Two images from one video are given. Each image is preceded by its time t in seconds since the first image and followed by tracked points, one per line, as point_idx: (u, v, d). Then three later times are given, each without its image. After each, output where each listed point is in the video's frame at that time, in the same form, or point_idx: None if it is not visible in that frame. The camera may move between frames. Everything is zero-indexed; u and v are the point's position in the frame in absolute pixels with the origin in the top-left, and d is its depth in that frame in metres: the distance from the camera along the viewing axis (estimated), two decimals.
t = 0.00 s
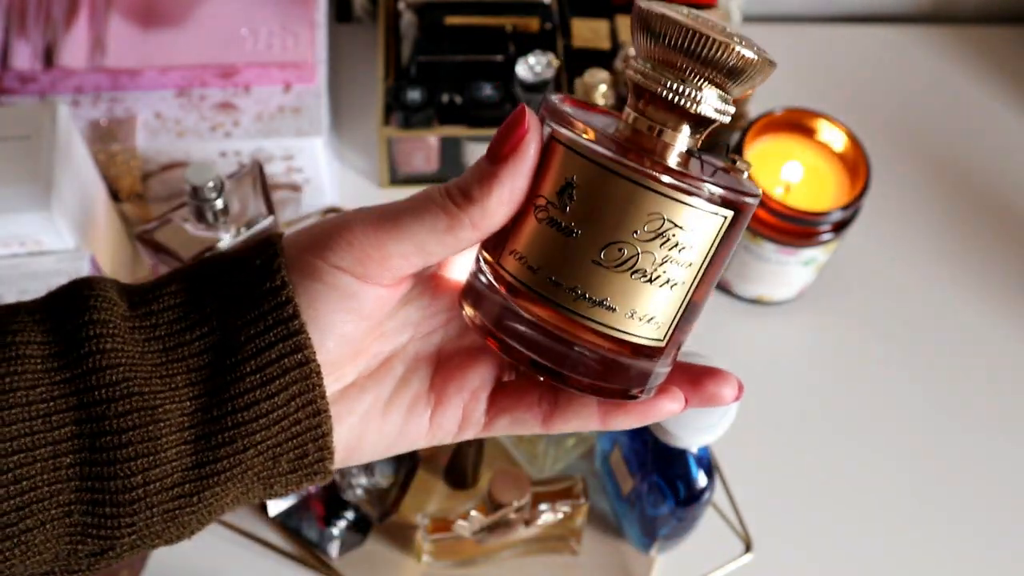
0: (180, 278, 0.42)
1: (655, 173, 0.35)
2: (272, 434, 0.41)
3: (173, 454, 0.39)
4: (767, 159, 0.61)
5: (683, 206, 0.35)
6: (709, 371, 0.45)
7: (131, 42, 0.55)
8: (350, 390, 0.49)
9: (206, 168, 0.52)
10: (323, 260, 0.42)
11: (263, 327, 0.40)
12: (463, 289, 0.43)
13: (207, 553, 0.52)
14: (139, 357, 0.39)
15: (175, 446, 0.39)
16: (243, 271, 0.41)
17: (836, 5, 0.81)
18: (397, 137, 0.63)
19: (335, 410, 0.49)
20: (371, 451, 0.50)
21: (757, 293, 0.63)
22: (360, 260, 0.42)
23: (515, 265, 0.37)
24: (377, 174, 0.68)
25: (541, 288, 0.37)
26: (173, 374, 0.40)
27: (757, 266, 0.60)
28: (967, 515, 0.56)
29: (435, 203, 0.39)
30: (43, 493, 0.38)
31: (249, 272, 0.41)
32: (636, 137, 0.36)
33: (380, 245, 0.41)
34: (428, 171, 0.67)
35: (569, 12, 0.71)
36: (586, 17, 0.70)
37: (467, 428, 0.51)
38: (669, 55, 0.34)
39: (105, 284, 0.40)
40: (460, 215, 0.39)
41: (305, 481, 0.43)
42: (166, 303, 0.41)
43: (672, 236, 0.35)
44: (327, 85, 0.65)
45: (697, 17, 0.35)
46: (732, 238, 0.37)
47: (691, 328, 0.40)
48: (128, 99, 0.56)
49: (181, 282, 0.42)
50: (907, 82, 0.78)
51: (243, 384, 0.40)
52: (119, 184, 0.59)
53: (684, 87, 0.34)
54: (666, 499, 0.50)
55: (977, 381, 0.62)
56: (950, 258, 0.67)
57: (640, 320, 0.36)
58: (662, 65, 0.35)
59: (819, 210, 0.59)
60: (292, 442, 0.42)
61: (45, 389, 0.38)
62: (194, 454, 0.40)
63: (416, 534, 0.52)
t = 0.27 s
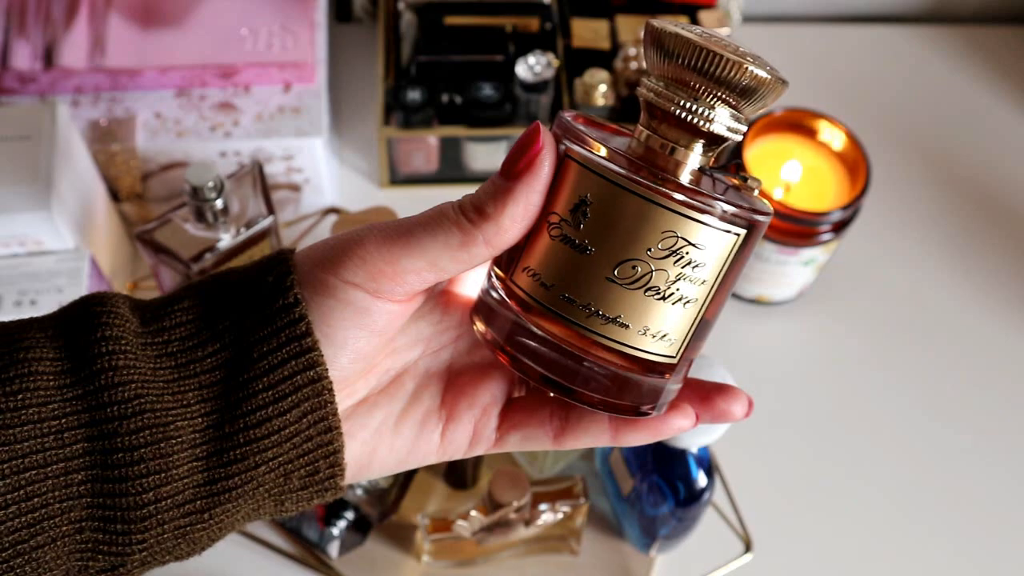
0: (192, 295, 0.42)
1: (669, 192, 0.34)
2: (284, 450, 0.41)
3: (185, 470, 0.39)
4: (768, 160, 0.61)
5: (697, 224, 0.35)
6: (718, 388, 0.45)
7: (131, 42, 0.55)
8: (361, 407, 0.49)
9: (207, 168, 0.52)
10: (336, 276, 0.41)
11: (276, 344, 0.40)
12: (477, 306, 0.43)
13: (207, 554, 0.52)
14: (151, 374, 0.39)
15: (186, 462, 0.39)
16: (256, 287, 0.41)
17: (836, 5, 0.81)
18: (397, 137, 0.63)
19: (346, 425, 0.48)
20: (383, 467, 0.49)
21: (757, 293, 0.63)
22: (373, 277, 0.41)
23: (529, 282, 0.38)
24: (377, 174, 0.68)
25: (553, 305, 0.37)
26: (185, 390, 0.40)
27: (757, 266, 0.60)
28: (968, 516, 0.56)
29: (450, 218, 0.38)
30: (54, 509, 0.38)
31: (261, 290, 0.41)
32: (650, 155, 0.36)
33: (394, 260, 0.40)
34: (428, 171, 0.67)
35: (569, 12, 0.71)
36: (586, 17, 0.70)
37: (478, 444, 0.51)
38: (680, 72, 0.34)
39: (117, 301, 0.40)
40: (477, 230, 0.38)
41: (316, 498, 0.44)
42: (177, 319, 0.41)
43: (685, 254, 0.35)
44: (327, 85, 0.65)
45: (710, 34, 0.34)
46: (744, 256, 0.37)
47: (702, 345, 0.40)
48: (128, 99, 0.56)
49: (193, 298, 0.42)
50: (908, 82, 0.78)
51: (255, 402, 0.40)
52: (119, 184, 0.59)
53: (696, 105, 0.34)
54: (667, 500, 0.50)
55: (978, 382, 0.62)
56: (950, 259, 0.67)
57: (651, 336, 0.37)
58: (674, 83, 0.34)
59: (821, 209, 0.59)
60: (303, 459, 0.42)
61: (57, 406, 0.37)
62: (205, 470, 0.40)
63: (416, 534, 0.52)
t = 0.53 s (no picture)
0: (190, 288, 0.42)
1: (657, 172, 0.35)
2: (282, 441, 0.41)
3: (184, 461, 0.39)
4: (768, 159, 0.61)
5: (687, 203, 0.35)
6: (712, 373, 0.46)
7: (131, 41, 0.55)
8: (358, 399, 0.49)
9: (206, 168, 0.52)
10: (330, 267, 0.41)
11: (273, 336, 0.40)
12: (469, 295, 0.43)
13: (207, 553, 0.52)
14: (150, 366, 0.39)
15: (185, 454, 0.39)
16: (254, 278, 0.41)
17: (836, 5, 0.81)
18: (397, 137, 0.63)
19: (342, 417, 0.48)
20: (381, 458, 0.50)
21: (757, 293, 0.63)
22: (368, 268, 0.41)
23: (521, 266, 0.37)
24: (377, 174, 0.68)
25: (546, 288, 0.37)
26: (184, 382, 0.40)
27: (757, 266, 0.60)
28: (967, 515, 0.56)
29: (441, 208, 0.38)
30: (54, 501, 0.38)
31: (258, 282, 0.40)
32: (637, 139, 0.36)
33: (386, 251, 0.40)
34: (428, 171, 0.67)
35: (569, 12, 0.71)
36: (586, 17, 0.70)
37: (474, 434, 0.51)
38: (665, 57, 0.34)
39: (116, 295, 0.40)
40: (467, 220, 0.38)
41: (315, 489, 0.43)
42: (176, 312, 0.41)
43: (677, 232, 0.35)
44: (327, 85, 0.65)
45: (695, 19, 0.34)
46: (734, 236, 0.37)
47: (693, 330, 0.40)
48: (128, 99, 0.56)
49: (193, 290, 0.41)
50: (908, 82, 0.78)
51: (253, 393, 0.40)
52: (119, 184, 0.59)
53: (681, 89, 0.34)
54: (667, 500, 0.50)
55: (978, 381, 0.62)
56: (950, 258, 0.67)
57: (644, 317, 0.37)
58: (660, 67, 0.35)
59: (820, 210, 0.59)
60: (301, 450, 0.41)
61: (57, 398, 0.38)
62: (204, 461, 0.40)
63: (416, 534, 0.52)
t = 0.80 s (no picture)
0: (179, 307, 0.41)
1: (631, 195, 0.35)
2: (271, 458, 0.41)
3: (175, 480, 0.39)
4: (768, 160, 0.61)
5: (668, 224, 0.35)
6: (691, 373, 0.46)
7: (131, 41, 0.55)
8: (348, 413, 0.49)
9: (206, 168, 0.51)
10: (315, 287, 0.41)
11: (261, 355, 0.39)
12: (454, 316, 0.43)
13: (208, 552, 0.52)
14: (139, 387, 0.39)
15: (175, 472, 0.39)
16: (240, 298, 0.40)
17: (836, 6, 0.81)
18: (397, 137, 0.63)
19: (331, 432, 0.49)
20: (373, 470, 0.50)
21: (757, 293, 0.63)
22: (353, 287, 0.41)
23: (509, 291, 0.38)
24: (377, 174, 0.68)
25: (535, 312, 0.37)
26: (173, 401, 0.40)
27: (757, 266, 0.60)
28: (967, 515, 0.56)
29: (426, 236, 0.38)
30: (45, 521, 0.38)
31: (245, 301, 0.40)
32: (609, 160, 0.36)
33: (371, 274, 0.40)
34: (428, 171, 0.67)
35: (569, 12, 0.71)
36: (586, 18, 0.70)
37: (465, 442, 0.51)
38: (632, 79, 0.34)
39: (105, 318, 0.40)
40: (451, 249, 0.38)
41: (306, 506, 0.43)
42: (164, 333, 0.40)
43: (663, 253, 0.36)
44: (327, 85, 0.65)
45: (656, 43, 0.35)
46: (711, 247, 0.38)
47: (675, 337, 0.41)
48: (128, 99, 0.56)
49: (181, 310, 0.41)
50: (908, 82, 0.78)
51: (241, 411, 0.40)
52: (119, 184, 0.59)
53: (651, 108, 0.35)
54: (667, 500, 0.50)
55: (978, 381, 0.62)
56: (950, 258, 0.67)
57: (634, 335, 0.37)
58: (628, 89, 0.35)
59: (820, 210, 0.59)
60: (291, 467, 0.41)
61: (45, 420, 0.38)
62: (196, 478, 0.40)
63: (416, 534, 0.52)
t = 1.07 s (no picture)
0: (170, 361, 0.42)
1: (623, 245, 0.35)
2: (262, 512, 0.41)
3: (164, 534, 0.39)
4: (768, 160, 0.61)
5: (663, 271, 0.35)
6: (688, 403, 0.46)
7: (131, 42, 0.55)
8: (342, 461, 0.49)
9: (206, 168, 0.51)
10: (308, 340, 0.41)
11: (251, 407, 0.40)
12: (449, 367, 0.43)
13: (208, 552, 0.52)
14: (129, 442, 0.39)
15: (165, 527, 0.39)
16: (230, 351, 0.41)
17: (836, 5, 0.81)
18: (397, 137, 0.63)
19: (326, 482, 0.48)
20: (371, 518, 0.49)
21: (757, 293, 0.63)
22: (346, 338, 0.41)
23: (506, 347, 0.37)
24: (377, 174, 0.68)
25: (535, 368, 0.37)
26: (163, 456, 0.40)
27: (757, 266, 0.60)
28: (966, 516, 0.56)
29: (420, 289, 0.38)
30: None
31: (235, 354, 0.41)
32: (602, 209, 0.36)
33: (365, 326, 0.40)
34: (428, 171, 0.67)
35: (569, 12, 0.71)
36: (586, 18, 0.70)
37: (464, 488, 0.50)
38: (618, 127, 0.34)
39: (97, 372, 0.41)
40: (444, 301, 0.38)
41: (298, 558, 0.43)
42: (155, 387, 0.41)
43: (661, 303, 0.36)
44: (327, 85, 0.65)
45: (641, 87, 0.35)
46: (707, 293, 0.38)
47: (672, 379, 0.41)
48: (128, 99, 0.56)
49: (171, 364, 0.42)
50: (908, 82, 0.78)
51: (232, 464, 0.40)
52: (118, 184, 0.59)
53: (638, 155, 0.35)
54: (667, 500, 0.50)
55: (978, 382, 0.62)
56: (950, 259, 0.67)
57: (635, 387, 0.37)
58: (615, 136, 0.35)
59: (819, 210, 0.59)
60: (282, 519, 0.42)
61: (35, 477, 0.38)
62: (186, 533, 0.40)
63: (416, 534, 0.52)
